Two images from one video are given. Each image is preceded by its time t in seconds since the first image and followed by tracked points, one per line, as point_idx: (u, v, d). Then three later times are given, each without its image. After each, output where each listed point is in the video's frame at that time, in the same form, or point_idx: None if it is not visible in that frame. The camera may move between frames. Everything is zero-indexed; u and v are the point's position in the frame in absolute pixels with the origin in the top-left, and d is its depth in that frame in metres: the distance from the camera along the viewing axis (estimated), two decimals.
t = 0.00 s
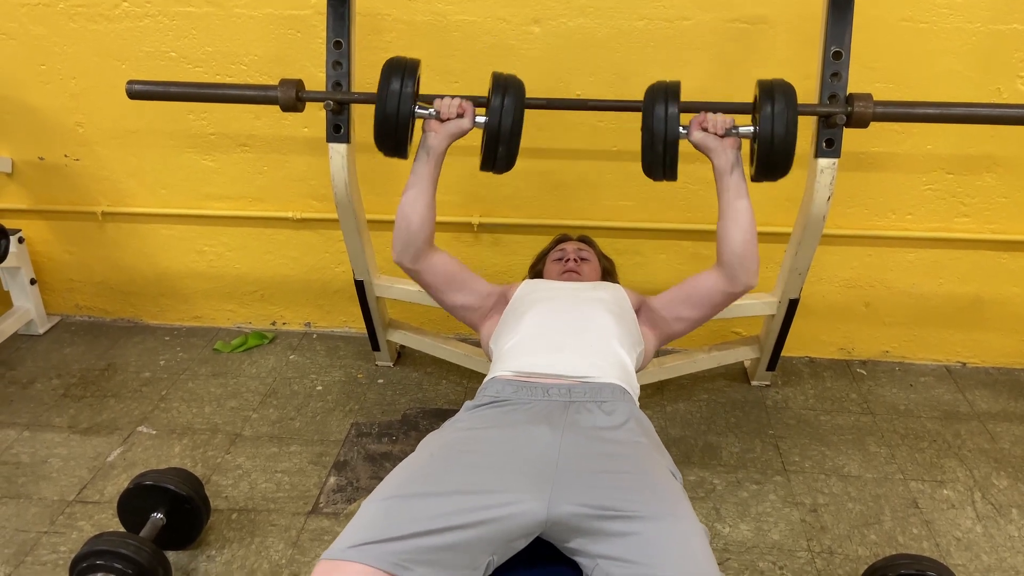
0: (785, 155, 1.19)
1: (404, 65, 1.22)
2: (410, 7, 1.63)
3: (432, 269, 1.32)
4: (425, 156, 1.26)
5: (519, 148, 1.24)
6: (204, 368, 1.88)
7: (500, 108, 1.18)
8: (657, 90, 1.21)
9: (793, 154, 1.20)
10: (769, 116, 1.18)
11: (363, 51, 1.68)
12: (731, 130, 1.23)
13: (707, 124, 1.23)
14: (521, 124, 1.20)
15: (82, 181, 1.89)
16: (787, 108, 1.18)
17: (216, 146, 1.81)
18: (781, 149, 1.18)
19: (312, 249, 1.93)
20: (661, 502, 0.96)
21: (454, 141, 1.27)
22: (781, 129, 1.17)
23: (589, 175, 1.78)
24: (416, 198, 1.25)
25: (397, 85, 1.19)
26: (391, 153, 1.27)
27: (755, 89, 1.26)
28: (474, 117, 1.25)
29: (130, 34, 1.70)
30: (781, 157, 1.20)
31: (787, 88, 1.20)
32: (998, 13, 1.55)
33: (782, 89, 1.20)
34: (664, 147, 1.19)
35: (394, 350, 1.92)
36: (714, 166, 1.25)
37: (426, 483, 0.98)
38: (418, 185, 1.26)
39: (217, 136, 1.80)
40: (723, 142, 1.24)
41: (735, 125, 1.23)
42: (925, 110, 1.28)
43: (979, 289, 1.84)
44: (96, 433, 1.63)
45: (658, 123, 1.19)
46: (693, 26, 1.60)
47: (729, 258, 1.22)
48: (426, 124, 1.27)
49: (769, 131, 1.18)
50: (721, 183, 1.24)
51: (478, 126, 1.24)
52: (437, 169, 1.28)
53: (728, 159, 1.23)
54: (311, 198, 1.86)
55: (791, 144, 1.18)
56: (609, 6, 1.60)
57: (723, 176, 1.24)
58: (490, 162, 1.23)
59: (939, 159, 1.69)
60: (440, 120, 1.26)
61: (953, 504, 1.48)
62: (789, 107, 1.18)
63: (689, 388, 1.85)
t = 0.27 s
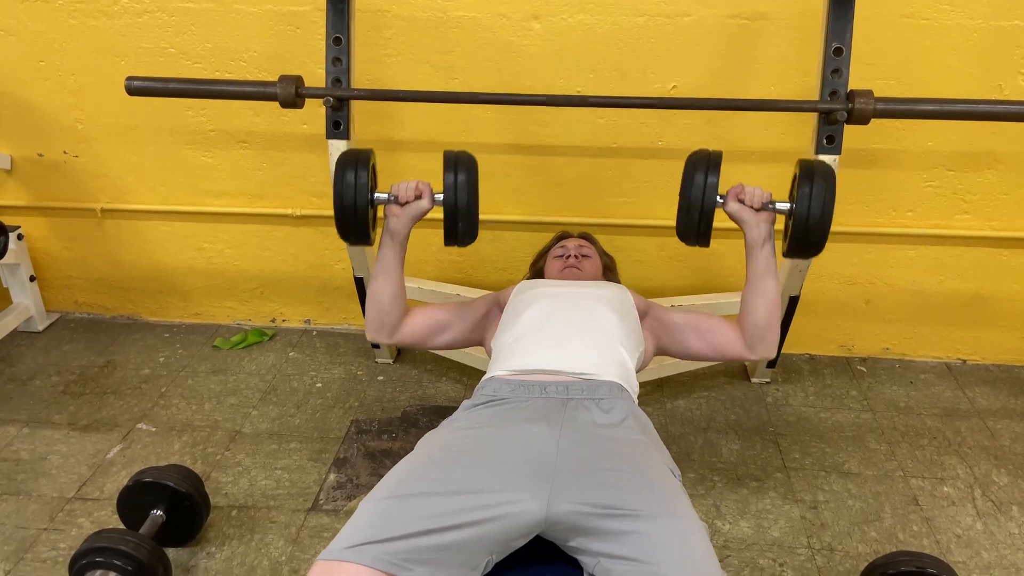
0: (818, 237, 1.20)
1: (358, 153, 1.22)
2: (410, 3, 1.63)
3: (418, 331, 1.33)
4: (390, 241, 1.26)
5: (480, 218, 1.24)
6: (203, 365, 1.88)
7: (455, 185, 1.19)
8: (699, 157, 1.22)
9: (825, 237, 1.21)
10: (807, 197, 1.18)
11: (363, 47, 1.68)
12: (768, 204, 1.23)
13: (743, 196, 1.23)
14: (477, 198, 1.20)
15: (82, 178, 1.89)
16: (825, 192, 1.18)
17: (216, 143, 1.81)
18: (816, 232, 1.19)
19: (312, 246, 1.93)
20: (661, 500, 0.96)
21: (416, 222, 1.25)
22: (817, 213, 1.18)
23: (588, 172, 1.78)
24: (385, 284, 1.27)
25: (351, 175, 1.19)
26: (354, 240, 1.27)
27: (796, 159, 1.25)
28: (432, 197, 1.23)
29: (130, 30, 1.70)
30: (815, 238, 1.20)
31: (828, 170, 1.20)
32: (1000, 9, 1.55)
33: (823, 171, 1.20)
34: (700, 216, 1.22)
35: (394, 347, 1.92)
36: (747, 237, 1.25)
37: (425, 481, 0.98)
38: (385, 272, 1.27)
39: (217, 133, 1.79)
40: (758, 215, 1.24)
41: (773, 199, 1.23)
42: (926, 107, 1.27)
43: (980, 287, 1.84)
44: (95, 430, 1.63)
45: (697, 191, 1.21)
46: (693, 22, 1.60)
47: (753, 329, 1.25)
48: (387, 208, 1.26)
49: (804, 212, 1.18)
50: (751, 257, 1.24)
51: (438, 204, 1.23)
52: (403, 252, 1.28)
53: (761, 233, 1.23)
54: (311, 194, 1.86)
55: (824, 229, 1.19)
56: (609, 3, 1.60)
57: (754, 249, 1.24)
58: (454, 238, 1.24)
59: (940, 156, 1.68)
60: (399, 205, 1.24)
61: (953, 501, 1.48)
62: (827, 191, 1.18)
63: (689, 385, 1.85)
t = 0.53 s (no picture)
0: (795, 320, 1.18)
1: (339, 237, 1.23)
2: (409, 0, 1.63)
3: (428, 382, 1.35)
4: (384, 313, 1.28)
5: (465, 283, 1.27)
6: (203, 363, 1.88)
7: (439, 255, 1.21)
8: (697, 226, 1.24)
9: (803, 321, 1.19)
10: (789, 279, 1.17)
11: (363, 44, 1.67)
12: (756, 280, 1.22)
13: (733, 269, 1.23)
14: (462, 266, 1.23)
15: (81, 176, 1.89)
16: (810, 276, 1.17)
17: (215, 140, 1.81)
18: (793, 315, 1.18)
19: (311, 243, 1.93)
20: (660, 498, 0.96)
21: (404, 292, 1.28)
22: (796, 296, 1.16)
23: (588, 169, 1.78)
24: (390, 353, 1.29)
25: (339, 259, 1.20)
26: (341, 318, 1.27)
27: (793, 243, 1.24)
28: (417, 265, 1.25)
29: (129, 28, 1.69)
30: (792, 320, 1.19)
31: (818, 256, 1.18)
32: (1000, 6, 1.54)
33: (813, 256, 1.18)
34: (685, 282, 1.23)
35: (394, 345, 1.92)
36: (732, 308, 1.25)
37: (423, 480, 0.98)
38: (386, 342, 1.29)
39: (216, 130, 1.79)
40: (746, 289, 1.23)
41: (762, 275, 1.23)
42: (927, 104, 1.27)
43: (980, 284, 1.84)
44: (95, 428, 1.63)
45: (686, 258, 1.23)
46: (693, 19, 1.60)
47: (727, 390, 1.25)
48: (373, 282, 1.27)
49: (784, 294, 1.17)
50: (733, 327, 1.24)
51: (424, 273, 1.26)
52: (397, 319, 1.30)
53: (744, 306, 1.23)
54: (311, 192, 1.85)
55: (802, 312, 1.18)
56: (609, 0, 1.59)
57: (736, 320, 1.24)
58: (443, 303, 1.26)
59: (940, 154, 1.68)
60: (385, 278, 1.26)
61: (953, 499, 1.48)
62: (812, 276, 1.17)
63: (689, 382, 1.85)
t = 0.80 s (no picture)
0: (784, 319, 1.18)
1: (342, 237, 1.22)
2: None
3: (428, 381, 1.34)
4: (391, 308, 1.27)
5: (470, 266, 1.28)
6: (201, 361, 1.88)
7: (444, 242, 1.22)
8: (696, 216, 1.24)
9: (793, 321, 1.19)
10: (782, 279, 1.16)
11: (361, 43, 1.67)
12: (748, 277, 1.21)
13: (726, 264, 1.21)
14: (466, 250, 1.25)
15: (79, 174, 1.88)
16: (803, 278, 1.16)
17: (214, 139, 1.80)
18: (782, 315, 1.17)
19: (310, 242, 1.92)
20: (658, 496, 0.96)
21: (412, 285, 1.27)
22: (788, 297, 1.16)
23: (587, 168, 1.78)
24: (395, 348, 1.27)
25: (346, 259, 1.19)
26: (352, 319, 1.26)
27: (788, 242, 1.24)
28: (422, 256, 1.25)
29: (126, 26, 1.69)
30: (781, 320, 1.19)
31: (813, 259, 1.18)
32: (999, 5, 1.54)
33: (806, 256, 1.18)
34: (678, 273, 1.23)
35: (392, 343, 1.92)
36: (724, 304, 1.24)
37: (421, 480, 0.98)
38: (393, 338, 1.28)
39: (214, 129, 1.79)
40: (737, 284, 1.22)
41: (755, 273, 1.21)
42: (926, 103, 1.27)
43: (979, 283, 1.84)
44: (93, 427, 1.62)
45: (681, 249, 1.22)
46: (692, 18, 1.60)
47: (727, 385, 1.25)
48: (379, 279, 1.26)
49: (774, 293, 1.17)
50: (727, 322, 1.23)
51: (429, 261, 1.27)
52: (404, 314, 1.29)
53: (736, 302, 1.22)
54: (309, 191, 1.85)
55: (792, 313, 1.17)
56: None
57: (729, 316, 1.23)
58: (453, 289, 1.27)
59: (940, 153, 1.68)
60: (392, 273, 1.25)
61: (951, 497, 1.48)
62: (805, 279, 1.16)
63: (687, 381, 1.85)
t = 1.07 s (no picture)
0: (801, 267, 1.18)
1: (336, 186, 1.22)
2: None
3: (416, 348, 1.35)
4: (385, 259, 1.27)
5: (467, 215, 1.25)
6: (200, 361, 1.88)
7: (437, 189, 1.19)
8: (690, 179, 1.20)
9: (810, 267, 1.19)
10: (794, 224, 1.16)
11: (360, 41, 1.67)
12: (755, 230, 1.20)
13: (731, 221, 1.20)
14: (461, 196, 1.21)
15: (78, 174, 1.88)
16: (813, 220, 1.16)
17: (213, 138, 1.80)
18: (800, 262, 1.17)
19: (309, 241, 1.92)
20: (660, 493, 0.96)
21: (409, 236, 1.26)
22: (803, 241, 1.16)
23: (586, 167, 1.78)
24: (384, 304, 1.29)
25: (337, 208, 1.19)
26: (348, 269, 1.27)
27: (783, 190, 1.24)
28: (418, 207, 1.24)
29: (125, 25, 1.69)
30: (798, 267, 1.18)
31: (816, 199, 1.18)
32: (999, 4, 1.54)
33: (810, 199, 1.18)
34: (685, 240, 1.20)
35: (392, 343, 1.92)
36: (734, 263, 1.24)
37: (422, 480, 0.97)
38: (383, 294, 1.29)
39: (213, 128, 1.79)
40: (745, 240, 1.21)
41: (760, 225, 1.21)
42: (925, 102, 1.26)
43: (978, 282, 1.84)
44: (92, 426, 1.62)
45: (685, 212, 1.18)
46: (691, 17, 1.59)
47: (747, 349, 1.24)
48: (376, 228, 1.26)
49: (790, 240, 1.16)
50: (741, 282, 1.23)
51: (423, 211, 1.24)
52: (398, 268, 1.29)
53: (747, 258, 1.21)
54: (308, 190, 1.85)
55: (808, 258, 1.17)
56: None
57: (742, 275, 1.22)
58: (448, 239, 1.24)
59: (939, 152, 1.68)
60: (388, 223, 1.24)
61: (951, 497, 1.48)
62: (815, 220, 1.16)
63: (687, 380, 1.85)
